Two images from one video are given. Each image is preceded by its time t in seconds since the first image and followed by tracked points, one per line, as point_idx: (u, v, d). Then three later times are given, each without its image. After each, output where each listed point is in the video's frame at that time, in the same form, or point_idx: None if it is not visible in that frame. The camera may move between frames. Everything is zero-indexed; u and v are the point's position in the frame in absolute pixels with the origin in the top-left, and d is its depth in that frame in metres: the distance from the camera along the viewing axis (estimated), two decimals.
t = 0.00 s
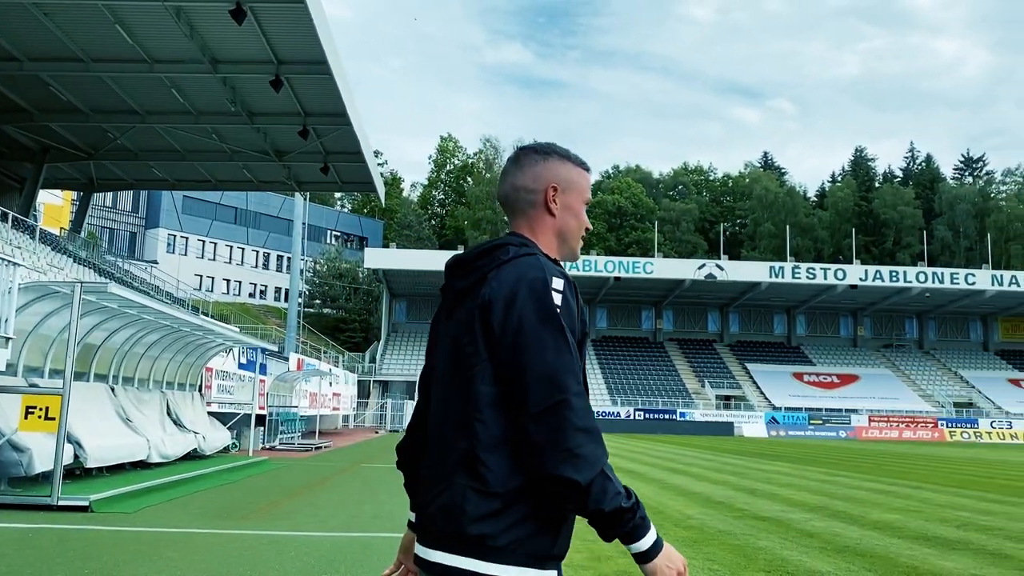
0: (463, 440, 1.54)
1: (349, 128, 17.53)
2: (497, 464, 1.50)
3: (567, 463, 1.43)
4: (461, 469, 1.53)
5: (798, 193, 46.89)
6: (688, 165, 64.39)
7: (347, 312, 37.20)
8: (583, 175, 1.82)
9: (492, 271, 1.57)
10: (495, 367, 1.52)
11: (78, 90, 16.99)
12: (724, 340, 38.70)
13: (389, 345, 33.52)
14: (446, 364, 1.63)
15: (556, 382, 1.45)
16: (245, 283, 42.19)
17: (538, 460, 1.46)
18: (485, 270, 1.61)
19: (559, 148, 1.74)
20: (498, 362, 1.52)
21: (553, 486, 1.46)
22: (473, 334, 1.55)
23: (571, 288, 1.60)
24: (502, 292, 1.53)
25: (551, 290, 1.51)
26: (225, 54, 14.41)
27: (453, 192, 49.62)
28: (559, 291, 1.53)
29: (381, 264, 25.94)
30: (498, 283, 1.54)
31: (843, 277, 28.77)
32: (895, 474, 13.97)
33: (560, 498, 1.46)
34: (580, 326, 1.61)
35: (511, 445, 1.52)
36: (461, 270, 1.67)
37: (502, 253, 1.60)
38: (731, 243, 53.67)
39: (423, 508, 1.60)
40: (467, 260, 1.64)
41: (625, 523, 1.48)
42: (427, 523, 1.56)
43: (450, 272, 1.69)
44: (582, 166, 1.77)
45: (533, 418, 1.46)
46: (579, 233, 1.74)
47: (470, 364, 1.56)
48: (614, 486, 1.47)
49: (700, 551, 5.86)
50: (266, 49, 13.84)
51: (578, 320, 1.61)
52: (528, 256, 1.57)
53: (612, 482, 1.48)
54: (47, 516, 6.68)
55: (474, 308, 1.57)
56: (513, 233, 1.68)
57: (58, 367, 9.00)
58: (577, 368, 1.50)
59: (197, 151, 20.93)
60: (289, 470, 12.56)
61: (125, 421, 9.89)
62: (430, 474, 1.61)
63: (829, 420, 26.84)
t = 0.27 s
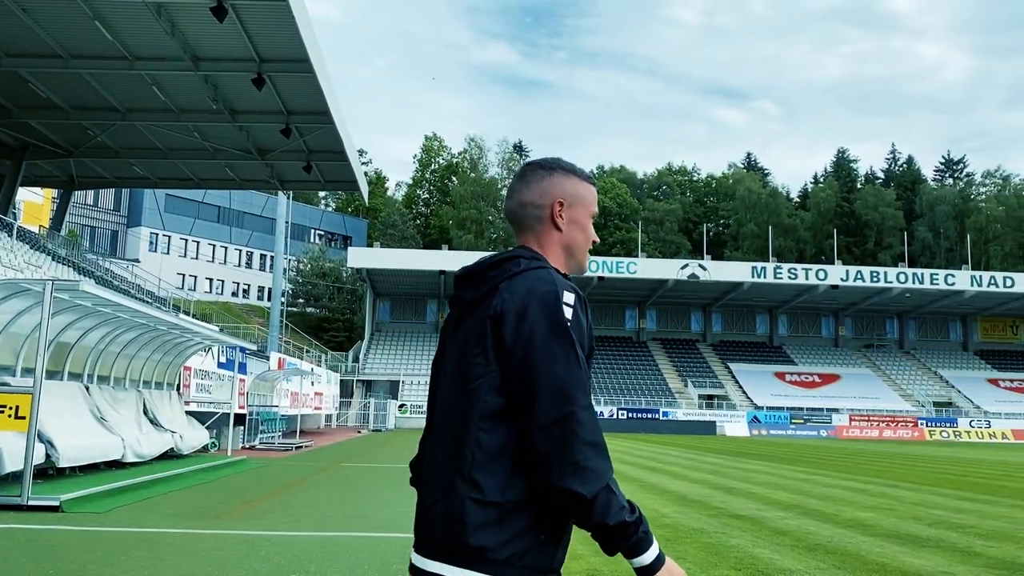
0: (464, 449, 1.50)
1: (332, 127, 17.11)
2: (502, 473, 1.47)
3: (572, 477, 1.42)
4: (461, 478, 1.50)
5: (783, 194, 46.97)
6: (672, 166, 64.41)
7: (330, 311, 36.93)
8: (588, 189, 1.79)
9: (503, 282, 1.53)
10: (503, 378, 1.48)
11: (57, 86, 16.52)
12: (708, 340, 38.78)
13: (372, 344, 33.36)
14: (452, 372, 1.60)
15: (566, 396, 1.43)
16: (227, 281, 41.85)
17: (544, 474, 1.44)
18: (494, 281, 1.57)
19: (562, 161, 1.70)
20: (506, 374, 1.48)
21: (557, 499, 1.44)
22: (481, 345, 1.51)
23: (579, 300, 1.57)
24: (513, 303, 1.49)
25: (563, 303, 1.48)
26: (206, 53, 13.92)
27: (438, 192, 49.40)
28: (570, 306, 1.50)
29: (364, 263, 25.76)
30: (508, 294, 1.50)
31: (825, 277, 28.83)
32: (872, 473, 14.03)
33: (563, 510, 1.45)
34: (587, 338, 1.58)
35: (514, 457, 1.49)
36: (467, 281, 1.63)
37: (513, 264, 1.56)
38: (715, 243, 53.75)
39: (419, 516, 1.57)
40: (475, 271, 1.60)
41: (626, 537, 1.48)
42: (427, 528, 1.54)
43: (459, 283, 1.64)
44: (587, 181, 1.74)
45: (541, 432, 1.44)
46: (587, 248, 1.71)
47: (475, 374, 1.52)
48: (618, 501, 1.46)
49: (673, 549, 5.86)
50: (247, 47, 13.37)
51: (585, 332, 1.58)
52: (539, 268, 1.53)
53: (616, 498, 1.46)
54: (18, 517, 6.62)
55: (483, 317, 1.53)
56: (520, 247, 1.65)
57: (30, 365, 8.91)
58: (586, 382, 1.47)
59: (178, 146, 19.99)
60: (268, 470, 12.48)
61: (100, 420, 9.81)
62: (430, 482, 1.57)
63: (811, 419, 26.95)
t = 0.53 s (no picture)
0: (476, 438, 1.56)
1: (318, 126, 16.84)
2: (503, 464, 1.51)
3: (563, 466, 1.45)
4: (471, 465, 1.56)
5: (768, 194, 47.04)
6: (658, 166, 64.46)
7: (316, 310, 36.69)
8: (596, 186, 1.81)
9: (514, 277, 1.58)
10: (509, 371, 1.53)
11: (37, 82, 16.12)
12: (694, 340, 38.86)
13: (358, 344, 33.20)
14: (468, 363, 1.65)
15: (566, 386, 1.46)
16: (212, 281, 41.53)
17: (540, 464, 1.47)
18: (505, 278, 1.63)
19: (570, 163, 1.74)
20: (514, 367, 1.52)
21: (549, 489, 1.47)
22: (491, 338, 1.56)
23: (590, 296, 1.59)
24: (522, 297, 1.53)
25: (568, 298, 1.52)
26: (189, 50, 13.68)
27: (424, 191, 49.20)
28: (576, 300, 1.53)
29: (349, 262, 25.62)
30: (516, 290, 1.55)
31: (809, 277, 28.86)
32: (854, 472, 14.07)
33: (555, 503, 1.47)
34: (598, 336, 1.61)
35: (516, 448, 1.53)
36: (481, 279, 1.69)
37: (522, 261, 1.62)
38: (702, 243, 53.82)
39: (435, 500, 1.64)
40: (487, 268, 1.65)
41: (607, 541, 1.48)
42: (442, 515, 1.61)
43: (472, 280, 1.70)
44: (593, 179, 1.76)
45: (541, 422, 1.47)
46: (594, 246, 1.74)
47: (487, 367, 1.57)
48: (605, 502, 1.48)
49: (649, 548, 5.87)
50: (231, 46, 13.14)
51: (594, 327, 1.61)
52: (548, 265, 1.58)
53: (605, 497, 1.48)
54: None
55: (495, 311, 1.58)
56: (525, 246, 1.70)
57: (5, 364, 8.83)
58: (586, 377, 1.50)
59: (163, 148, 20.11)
60: (251, 469, 12.42)
61: (77, 420, 9.76)
62: (445, 471, 1.64)
63: (795, 418, 27.03)
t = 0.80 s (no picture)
0: (474, 420, 1.58)
1: (303, 125, 16.61)
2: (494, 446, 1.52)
3: (549, 444, 1.44)
4: (471, 447, 1.58)
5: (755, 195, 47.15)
6: (646, 167, 64.52)
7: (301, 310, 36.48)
8: (601, 177, 1.82)
9: (511, 264, 1.61)
10: (506, 354, 1.54)
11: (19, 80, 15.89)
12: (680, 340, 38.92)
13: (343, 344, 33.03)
14: (469, 350, 1.67)
15: (556, 366, 1.46)
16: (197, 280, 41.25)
17: (531, 443, 1.47)
18: (505, 264, 1.65)
19: (572, 152, 1.75)
20: (512, 350, 1.54)
21: (535, 470, 1.46)
22: (490, 322, 1.58)
23: (588, 284, 1.60)
24: (518, 282, 1.55)
25: (564, 281, 1.53)
26: (172, 47, 13.41)
27: (411, 191, 49.06)
28: (572, 285, 1.54)
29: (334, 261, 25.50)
30: (514, 274, 1.57)
31: (794, 277, 28.95)
32: (835, 471, 14.12)
33: (537, 481, 1.46)
34: (596, 323, 1.61)
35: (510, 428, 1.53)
36: (483, 268, 1.71)
37: (522, 249, 1.64)
38: (688, 244, 53.93)
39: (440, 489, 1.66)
40: (488, 256, 1.68)
41: (581, 528, 1.44)
42: (448, 500, 1.62)
43: (475, 271, 1.73)
44: (596, 169, 1.77)
45: (532, 402, 1.48)
46: (595, 234, 1.74)
47: (487, 351, 1.59)
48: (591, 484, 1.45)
49: (626, 547, 5.86)
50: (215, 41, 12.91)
51: (591, 314, 1.62)
52: (547, 252, 1.60)
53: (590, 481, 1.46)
54: None
55: (493, 296, 1.60)
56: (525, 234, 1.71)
57: None
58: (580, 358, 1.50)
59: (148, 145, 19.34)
60: (232, 469, 12.34)
61: (54, 419, 9.68)
62: (449, 455, 1.66)
63: (780, 418, 27.11)
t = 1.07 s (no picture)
0: (468, 409, 1.56)
1: (287, 124, 16.31)
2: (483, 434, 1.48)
3: (526, 433, 1.39)
4: (465, 437, 1.56)
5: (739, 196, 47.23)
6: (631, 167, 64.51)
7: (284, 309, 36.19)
8: (601, 164, 1.78)
9: (506, 254, 1.58)
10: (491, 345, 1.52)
11: None
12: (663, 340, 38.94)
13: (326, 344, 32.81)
14: (466, 341, 1.64)
15: (538, 353, 1.42)
16: (179, 279, 40.86)
17: (509, 431, 1.43)
18: (501, 255, 1.63)
19: (569, 139, 1.72)
20: (501, 339, 1.51)
21: (512, 458, 1.42)
22: (482, 313, 1.55)
23: (582, 273, 1.55)
24: (508, 271, 1.52)
25: (552, 268, 1.49)
26: (153, 43, 13.01)
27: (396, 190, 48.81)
28: (562, 272, 1.49)
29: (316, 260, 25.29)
30: (506, 264, 1.54)
31: (776, 278, 28.99)
32: (814, 470, 14.17)
33: (513, 470, 1.41)
34: (588, 312, 1.57)
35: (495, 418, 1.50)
36: (479, 258, 1.69)
37: (516, 240, 1.61)
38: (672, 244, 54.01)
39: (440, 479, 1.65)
40: (484, 247, 1.65)
41: (552, 519, 1.37)
42: (446, 490, 1.60)
43: (473, 261, 1.71)
44: (594, 154, 1.73)
45: (514, 389, 1.44)
46: (593, 221, 1.70)
47: (481, 341, 1.56)
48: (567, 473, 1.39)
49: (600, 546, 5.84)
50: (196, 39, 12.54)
51: (585, 302, 1.57)
52: (540, 241, 1.56)
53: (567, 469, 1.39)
54: None
55: (485, 287, 1.58)
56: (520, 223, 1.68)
57: None
58: (565, 346, 1.45)
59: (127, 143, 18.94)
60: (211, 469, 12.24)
61: (27, 420, 9.56)
62: (448, 447, 1.63)
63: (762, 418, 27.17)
